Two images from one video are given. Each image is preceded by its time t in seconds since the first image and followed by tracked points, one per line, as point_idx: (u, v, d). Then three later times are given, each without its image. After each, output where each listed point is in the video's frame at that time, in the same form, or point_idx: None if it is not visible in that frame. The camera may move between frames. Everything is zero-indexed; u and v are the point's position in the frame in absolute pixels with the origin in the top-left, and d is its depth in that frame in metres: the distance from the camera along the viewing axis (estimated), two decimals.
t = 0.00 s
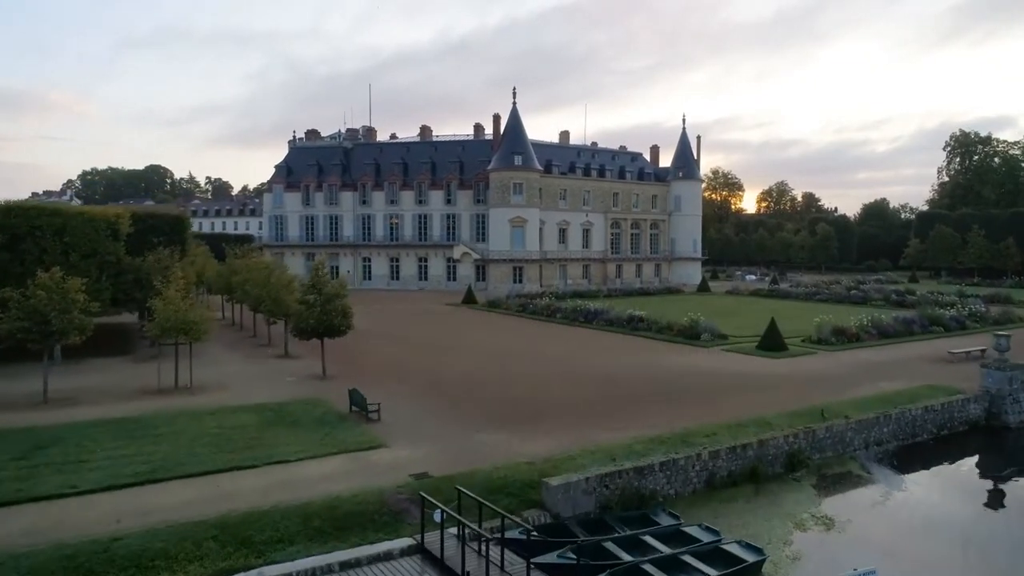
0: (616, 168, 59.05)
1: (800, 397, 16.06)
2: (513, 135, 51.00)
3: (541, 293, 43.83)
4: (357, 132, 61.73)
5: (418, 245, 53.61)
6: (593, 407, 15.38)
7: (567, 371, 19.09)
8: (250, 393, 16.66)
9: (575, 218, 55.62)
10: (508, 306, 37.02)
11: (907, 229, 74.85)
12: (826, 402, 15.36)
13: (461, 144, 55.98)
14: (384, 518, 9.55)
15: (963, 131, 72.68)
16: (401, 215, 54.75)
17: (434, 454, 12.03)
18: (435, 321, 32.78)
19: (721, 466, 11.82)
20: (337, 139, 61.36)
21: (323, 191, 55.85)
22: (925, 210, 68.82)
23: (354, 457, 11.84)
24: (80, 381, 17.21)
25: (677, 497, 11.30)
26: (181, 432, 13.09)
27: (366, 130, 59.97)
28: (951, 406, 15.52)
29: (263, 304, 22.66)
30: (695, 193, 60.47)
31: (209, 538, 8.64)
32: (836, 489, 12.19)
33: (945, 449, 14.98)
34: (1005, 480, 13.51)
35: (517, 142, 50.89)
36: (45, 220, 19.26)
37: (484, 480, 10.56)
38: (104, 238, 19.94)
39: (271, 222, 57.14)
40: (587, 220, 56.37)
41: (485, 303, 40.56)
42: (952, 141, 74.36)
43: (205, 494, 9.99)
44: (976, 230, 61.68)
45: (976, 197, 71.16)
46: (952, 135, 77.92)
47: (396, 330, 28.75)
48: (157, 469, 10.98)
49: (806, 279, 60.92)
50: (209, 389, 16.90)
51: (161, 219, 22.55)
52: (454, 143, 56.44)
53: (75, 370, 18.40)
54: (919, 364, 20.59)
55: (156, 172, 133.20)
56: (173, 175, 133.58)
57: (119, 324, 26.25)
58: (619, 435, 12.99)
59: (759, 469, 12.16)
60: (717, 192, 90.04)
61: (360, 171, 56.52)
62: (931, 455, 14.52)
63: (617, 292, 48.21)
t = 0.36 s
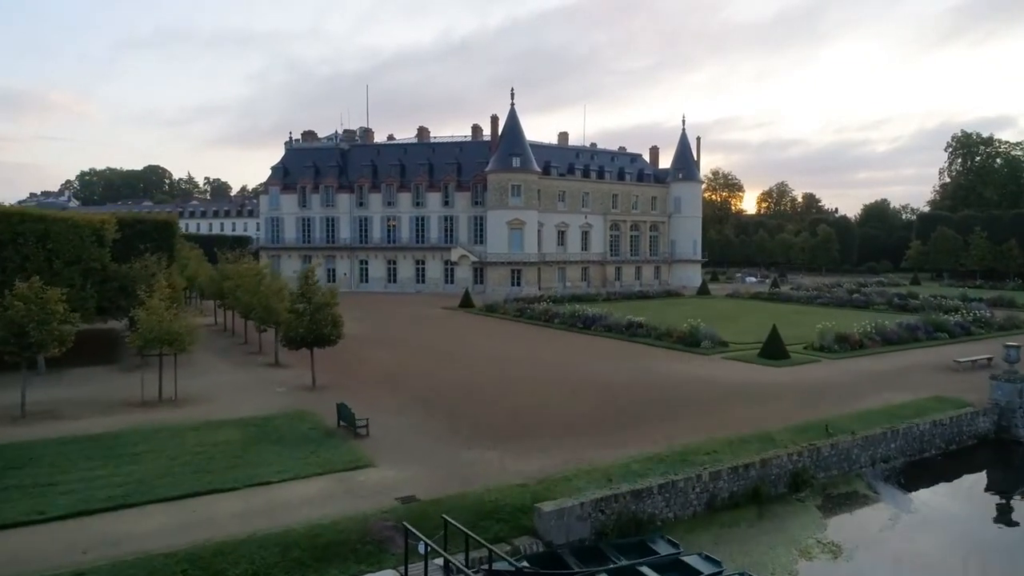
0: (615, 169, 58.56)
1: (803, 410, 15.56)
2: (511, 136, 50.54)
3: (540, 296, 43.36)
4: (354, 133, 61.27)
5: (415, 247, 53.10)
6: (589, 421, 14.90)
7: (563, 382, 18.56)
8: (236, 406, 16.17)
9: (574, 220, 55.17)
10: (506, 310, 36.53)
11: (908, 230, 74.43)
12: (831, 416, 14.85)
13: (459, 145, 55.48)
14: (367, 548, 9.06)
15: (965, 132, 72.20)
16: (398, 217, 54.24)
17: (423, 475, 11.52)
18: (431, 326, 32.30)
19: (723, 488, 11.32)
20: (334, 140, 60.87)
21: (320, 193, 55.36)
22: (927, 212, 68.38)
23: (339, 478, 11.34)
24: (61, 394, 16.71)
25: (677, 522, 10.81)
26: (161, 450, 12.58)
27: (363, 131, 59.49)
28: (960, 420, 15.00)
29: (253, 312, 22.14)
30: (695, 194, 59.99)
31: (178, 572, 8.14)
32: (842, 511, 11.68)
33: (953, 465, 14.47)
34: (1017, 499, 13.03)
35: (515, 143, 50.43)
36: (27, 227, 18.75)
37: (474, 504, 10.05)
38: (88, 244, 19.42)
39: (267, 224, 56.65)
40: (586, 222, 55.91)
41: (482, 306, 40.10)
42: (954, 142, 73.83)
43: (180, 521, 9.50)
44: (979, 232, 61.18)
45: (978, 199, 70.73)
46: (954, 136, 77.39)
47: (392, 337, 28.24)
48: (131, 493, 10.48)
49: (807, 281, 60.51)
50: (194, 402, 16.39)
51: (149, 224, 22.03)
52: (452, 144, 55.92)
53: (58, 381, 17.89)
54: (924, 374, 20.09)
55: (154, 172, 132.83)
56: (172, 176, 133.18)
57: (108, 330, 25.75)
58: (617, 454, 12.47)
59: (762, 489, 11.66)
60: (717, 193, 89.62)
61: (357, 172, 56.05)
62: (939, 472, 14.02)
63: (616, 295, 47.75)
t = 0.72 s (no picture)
0: (614, 171, 58.01)
1: (805, 425, 15.01)
2: (509, 138, 50.06)
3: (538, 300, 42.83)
4: (351, 135, 60.73)
5: (412, 250, 52.55)
6: (584, 437, 14.37)
7: (558, 396, 18.02)
8: (220, 420, 15.66)
9: (573, 222, 54.65)
10: (502, 315, 35.92)
11: (909, 232, 73.90)
12: (836, 432, 14.30)
13: (456, 146, 54.94)
14: None
15: (966, 133, 71.63)
16: (395, 219, 53.69)
17: (408, 499, 10.98)
18: (426, 331, 31.78)
19: (722, 512, 10.79)
20: (330, 142, 60.34)
21: (316, 195, 54.83)
22: (928, 213, 67.83)
23: (320, 502, 10.82)
24: (40, 406, 16.20)
25: (675, 549, 10.29)
26: (137, 470, 12.06)
27: (360, 133, 58.96)
28: (969, 435, 14.46)
29: (241, 320, 21.60)
30: (695, 196, 59.47)
31: None
32: (847, 536, 11.16)
33: (963, 484, 13.92)
34: None
35: (513, 145, 49.96)
36: (7, 233, 18.23)
37: (460, 532, 9.53)
38: (69, 251, 18.90)
39: (263, 227, 56.08)
40: (585, 224, 55.38)
41: (479, 310, 39.58)
42: (955, 143, 73.26)
43: (148, 552, 8.99)
44: (981, 233, 60.62)
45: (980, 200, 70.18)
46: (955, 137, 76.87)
47: (385, 343, 27.72)
48: (99, 519, 9.96)
49: (807, 283, 60.04)
50: (176, 416, 15.88)
51: (135, 230, 21.51)
52: (449, 145, 55.38)
53: (37, 392, 17.38)
54: (930, 384, 19.54)
55: (151, 172, 132.28)
56: (169, 176, 132.60)
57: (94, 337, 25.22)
58: (613, 476, 11.90)
59: (763, 513, 11.13)
60: (717, 194, 89.06)
61: (353, 174, 55.51)
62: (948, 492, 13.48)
63: (615, 298, 47.21)
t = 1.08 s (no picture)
0: (612, 172, 57.41)
1: (808, 443, 14.43)
2: (506, 139, 49.52)
3: (535, 304, 42.24)
4: (346, 136, 60.13)
5: (408, 253, 51.96)
6: (578, 456, 13.78)
7: (551, 410, 17.42)
8: (200, 436, 15.09)
9: (570, 224, 54.07)
10: (498, 320, 35.33)
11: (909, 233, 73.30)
12: (840, 450, 13.71)
13: (452, 148, 54.37)
14: None
15: (967, 133, 71.04)
16: (390, 222, 53.09)
17: (388, 526, 10.40)
18: (420, 337, 31.19)
19: (721, 540, 10.21)
20: (325, 143, 59.73)
21: (310, 197, 54.24)
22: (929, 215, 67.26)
23: (296, 530, 10.26)
24: (14, 421, 15.62)
25: None
26: (106, 494, 11.49)
27: (355, 134, 58.35)
28: (979, 453, 13.86)
29: (226, 329, 21.01)
30: (694, 198, 58.89)
31: None
32: (853, 565, 10.59)
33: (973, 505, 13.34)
34: None
35: (510, 147, 49.42)
36: None
37: (441, 564, 8.97)
38: (48, 259, 18.32)
39: (257, 229, 55.46)
40: (583, 226, 54.80)
41: (475, 314, 39.02)
42: (957, 144, 72.67)
43: None
44: (983, 236, 59.93)
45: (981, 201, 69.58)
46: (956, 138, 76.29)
47: (377, 351, 27.12)
48: (61, 550, 9.40)
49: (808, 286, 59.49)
50: (154, 431, 15.30)
51: (117, 236, 20.96)
52: (445, 147, 54.79)
53: (12, 405, 16.79)
54: (935, 395, 18.97)
55: (149, 172, 131.56)
56: (166, 177, 131.90)
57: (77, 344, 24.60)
58: (606, 500, 11.31)
59: (763, 541, 10.55)
60: (716, 195, 88.45)
61: (349, 176, 54.92)
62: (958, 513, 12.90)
63: (612, 302, 46.66)
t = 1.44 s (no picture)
0: (610, 174, 56.80)
1: (810, 461, 13.83)
2: (502, 141, 48.95)
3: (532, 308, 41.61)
4: (341, 137, 59.54)
5: (404, 256, 51.35)
6: (570, 476, 13.17)
7: (543, 425, 16.78)
8: (177, 454, 14.47)
9: (568, 226, 53.46)
10: (493, 325, 34.67)
11: (910, 234, 72.65)
12: (844, 470, 13.11)
13: (449, 149, 53.78)
14: None
15: (969, 135, 70.42)
16: (386, 224, 52.47)
17: (366, 557, 9.80)
18: (413, 343, 30.59)
19: (720, 572, 9.61)
20: (320, 144, 59.13)
21: (305, 199, 53.65)
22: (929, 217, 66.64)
23: (269, 563, 9.65)
24: None
25: None
26: (72, 520, 10.88)
27: (351, 135, 57.74)
28: (989, 473, 13.27)
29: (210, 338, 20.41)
30: (693, 200, 58.26)
31: None
32: None
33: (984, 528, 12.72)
34: None
35: (506, 148, 48.86)
36: None
37: None
38: (23, 266, 17.71)
39: (251, 231, 54.81)
40: (581, 229, 54.21)
41: (471, 318, 38.41)
42: (958, 145, 72.10)
43: None
44: (984, 237, 59.23)
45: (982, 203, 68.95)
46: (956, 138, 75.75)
47: (368, 358, 26.50)
48: None
49: (808, 288, 58.89)
50: (129, 448, 14.69)
51: (98, 244, 20.41)
52: (442, 148, 54.19)
53: None
54: (940, 407, 18.40)
55: (147, 173, 130.98)
56: (164, 178, 131.26)
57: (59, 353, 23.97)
58: (598, 528, 10.71)
59: (764, 573, 9.96)
60: (716, 196, 87.83)
61: (344, 177, 54.33)
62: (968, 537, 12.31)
63: (610, 305, 46.07)
